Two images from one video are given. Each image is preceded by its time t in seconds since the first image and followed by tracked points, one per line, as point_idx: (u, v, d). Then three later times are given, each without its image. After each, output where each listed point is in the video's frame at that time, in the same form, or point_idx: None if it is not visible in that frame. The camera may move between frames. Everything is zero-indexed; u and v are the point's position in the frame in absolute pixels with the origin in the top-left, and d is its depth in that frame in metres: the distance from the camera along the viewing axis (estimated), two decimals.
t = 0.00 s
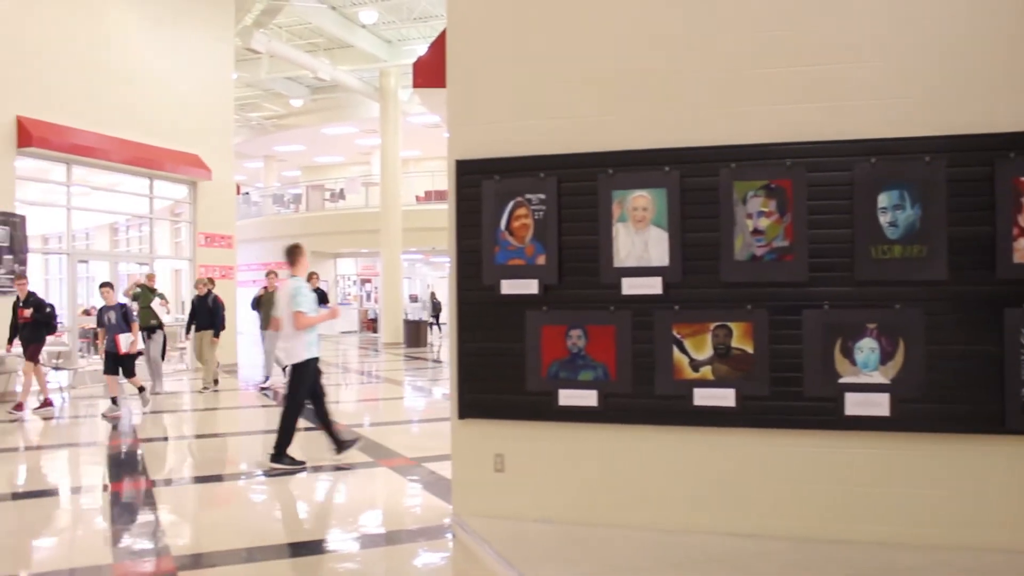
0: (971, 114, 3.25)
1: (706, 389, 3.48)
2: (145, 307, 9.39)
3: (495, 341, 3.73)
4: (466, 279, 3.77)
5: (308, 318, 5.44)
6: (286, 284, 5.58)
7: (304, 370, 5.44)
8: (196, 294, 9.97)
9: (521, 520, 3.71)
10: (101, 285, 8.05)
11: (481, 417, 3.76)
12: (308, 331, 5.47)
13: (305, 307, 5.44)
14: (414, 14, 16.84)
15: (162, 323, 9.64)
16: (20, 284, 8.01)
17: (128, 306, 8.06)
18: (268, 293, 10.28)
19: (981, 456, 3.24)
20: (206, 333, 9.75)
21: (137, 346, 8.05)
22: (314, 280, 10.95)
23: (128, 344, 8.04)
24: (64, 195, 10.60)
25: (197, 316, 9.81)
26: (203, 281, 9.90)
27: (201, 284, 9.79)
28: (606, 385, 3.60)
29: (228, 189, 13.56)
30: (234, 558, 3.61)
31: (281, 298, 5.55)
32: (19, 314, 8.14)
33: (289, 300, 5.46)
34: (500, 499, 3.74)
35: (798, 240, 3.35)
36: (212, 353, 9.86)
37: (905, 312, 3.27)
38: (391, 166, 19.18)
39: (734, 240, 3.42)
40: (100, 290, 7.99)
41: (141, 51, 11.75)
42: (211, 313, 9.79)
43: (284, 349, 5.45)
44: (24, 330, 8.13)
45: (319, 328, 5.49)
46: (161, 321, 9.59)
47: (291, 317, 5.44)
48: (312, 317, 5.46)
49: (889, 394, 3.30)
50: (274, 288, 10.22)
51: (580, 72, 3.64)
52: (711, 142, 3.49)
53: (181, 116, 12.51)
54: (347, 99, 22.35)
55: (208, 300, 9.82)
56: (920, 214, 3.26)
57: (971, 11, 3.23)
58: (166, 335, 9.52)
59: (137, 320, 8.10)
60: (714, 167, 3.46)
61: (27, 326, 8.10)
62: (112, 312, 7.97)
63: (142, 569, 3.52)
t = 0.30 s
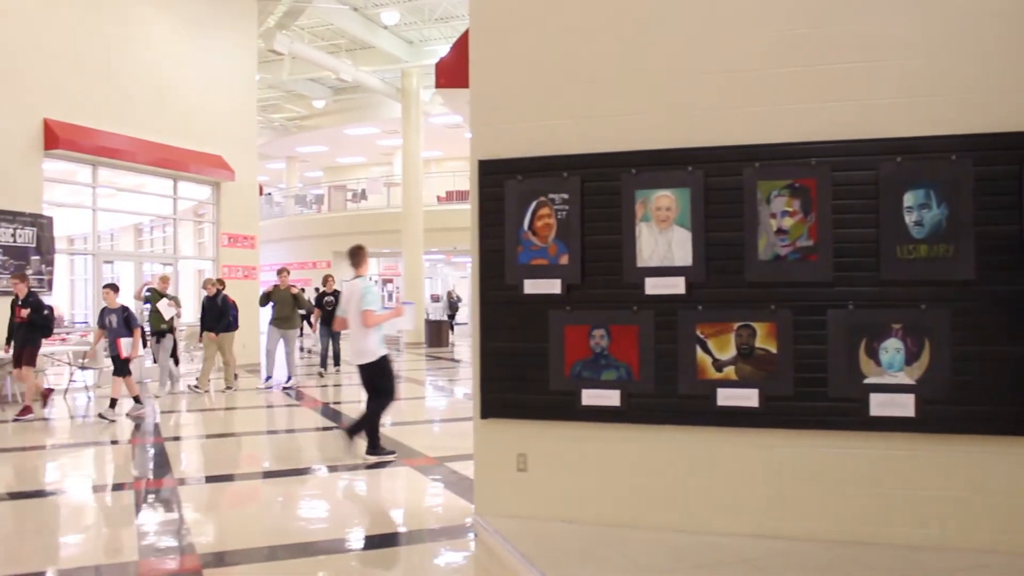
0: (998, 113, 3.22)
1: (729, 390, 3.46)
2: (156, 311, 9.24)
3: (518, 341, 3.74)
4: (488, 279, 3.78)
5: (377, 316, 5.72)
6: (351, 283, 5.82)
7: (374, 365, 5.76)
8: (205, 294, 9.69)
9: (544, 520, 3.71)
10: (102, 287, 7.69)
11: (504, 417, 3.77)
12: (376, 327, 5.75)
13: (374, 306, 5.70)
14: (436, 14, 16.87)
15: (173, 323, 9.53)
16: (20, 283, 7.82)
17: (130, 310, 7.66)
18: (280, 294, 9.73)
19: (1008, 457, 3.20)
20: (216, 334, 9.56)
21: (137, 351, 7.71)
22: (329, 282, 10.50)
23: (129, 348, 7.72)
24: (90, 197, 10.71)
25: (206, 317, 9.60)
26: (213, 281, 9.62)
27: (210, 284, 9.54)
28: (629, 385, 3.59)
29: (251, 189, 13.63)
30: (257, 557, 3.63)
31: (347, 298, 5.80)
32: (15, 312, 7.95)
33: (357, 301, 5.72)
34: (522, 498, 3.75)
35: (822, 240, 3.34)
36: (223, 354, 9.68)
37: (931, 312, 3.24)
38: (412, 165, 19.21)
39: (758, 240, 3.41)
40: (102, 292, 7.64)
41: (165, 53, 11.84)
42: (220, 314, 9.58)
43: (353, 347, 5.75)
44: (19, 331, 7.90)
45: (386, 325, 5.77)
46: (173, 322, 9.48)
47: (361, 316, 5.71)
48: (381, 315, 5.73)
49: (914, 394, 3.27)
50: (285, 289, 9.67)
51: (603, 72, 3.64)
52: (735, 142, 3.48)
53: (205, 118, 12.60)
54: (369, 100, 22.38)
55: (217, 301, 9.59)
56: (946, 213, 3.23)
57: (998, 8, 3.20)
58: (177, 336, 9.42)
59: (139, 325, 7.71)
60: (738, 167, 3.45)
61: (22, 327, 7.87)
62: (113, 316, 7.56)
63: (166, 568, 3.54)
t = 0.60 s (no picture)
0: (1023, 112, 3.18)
1: (751, 389, 3.45)
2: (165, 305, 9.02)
3: (538, 339, 3.75)
4: (509, 277, 3.79)
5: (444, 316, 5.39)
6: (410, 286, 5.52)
7: (440, 367, 5.41)
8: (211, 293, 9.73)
9: (564, 519, 3.71)
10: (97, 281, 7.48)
11: (524, 416, 3.78)
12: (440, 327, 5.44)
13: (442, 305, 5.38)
14: (457, 13, 16.89)
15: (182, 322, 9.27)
16: (10, 282, 7.67)
17: (126, 305, 7.52)
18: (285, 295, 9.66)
19: None
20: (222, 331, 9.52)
21: (131, 346, 7.61)
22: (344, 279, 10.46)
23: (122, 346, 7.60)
24: (113, 195, 10.80)
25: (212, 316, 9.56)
26: (217, 280, 9.64)
27: (213, 281, 9.54)
28: (650, 384, 3.59)
29: (273, 188, 13.71)
30: (277, 553, 3.65)
31: (408, 300, 5.49)
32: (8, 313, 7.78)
33: (421, 301, 5.42)
34: (543, 497, 3.76)
35: (845, 239, 3.32)
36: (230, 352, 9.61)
37: (955, 312, 3.21)
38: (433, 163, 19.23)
39: (780, 239, 3.40)
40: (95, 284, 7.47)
41: (188, 52, 11.93)
42: (225, 311, 9.54)
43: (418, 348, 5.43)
44: (12, 331, 7.77)
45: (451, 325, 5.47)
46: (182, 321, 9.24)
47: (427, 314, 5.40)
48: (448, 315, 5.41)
49: (937, 395, 3.25)
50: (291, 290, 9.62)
51: (625, 71, 3.64)
52: (757, 141, 3.47)
53: (227, 116, 12.68)
54: (390, 98, 22.43)
55: (222, 298, 9.57)
56: (970, 212, 3.20)
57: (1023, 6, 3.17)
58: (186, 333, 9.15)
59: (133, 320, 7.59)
60: (760, 166, 3.44)
61: (16, 326, 7.75)
62: (107, 308, 7.48)
63: (187, 563, 3.57)
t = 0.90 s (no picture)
0: None
1: (776, 393, 3.44)
2: (167, 311, 9.08)
3: (562, 342, 3.75)
4: (533, 280, 3.80)
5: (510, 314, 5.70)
6: (471, 286, 5.62)
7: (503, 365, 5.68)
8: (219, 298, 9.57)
9: (587, 522, 3.71)
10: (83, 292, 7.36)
11: (548, 419, 3.78)
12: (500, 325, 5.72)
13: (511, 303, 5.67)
14: (476, 16, 16.92)
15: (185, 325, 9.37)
16: None
17: (114, 314, 7.47)
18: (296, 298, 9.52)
19: None
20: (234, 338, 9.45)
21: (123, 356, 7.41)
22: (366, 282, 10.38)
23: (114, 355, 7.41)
24: (138, 200, 10.90)
25: (222, 321, 9.48)
26: (227, 286, 9.65)
27: (223, 286, 9.38)
28: (673, 387, 3.58)
29: (295, 192, 13.78)
30: (299, 556, 3.68)
31: (472, 300, 5.60)
32: None
33: (489, 302, 5.57)
34: (566, 500, 3.76)
35: (870, 241, 3.29)
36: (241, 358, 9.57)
37: (982, 314, 3.18)
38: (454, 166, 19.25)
39: (805, 242, 3.38)
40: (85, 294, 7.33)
41: (211, 57, 12.02)
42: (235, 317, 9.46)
43: (481, 347, 5.59)
44: (3, 332, 7.48)
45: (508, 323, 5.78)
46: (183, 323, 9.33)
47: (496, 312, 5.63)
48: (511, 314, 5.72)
49: (964, 398, 3.20)
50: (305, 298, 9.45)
51: (649, 73, 3.64)
52: (781, 143, 3.45)
53: (250, 121, 12.76)
54: (410, 102, 22.48)
55: (231, 303, 9.46)
56: (997, 214, 3.17)
57: None
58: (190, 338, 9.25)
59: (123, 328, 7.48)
60: (784, 168, 3.43)
61: (6, 327, 7.47)
62: (96, 319, 7.42)
63: (211, 565, 3.60)
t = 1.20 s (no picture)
0: None
1: (805, 396, 3.41)
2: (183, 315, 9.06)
3: (590, 346, 3.75)
4: (561, 283, 3.81)
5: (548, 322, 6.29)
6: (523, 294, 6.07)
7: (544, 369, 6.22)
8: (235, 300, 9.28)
9: (615, 527, 3.70)
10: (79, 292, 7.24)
11: (576, 423, 3.78)
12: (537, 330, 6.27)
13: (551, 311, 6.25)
14: (502, 21, 16.95)
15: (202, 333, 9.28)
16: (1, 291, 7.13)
17: (110, 313, 7.28)
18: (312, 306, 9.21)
19: None
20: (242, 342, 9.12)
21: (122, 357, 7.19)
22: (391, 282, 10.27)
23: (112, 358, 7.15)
24: (168, 205, 11.01)
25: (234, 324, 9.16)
26: (239, 285, 9.18)
27: (237, 287, 9.12)
28: (702, 391, 3.57)
29: (323, 196, 13.86)
30: (326, 559, 3.70)
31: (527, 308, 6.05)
32: None
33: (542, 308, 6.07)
34: (594, 504, 3.75)
35: (901, 244, 3.26)
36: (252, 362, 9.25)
37: (1016, 318, 3.12)
38: (480, 170, 19.26)
39: (835, 244, 3.35)
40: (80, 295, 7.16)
41: (239, 63, 12.12)
42: (246, 320, 9.11)
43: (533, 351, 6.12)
44: (1, 344, 7.14)
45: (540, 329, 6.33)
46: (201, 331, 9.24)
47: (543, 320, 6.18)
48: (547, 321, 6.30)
49: (997, 403, 3.15)
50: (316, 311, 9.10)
51: (678, 77, 3.64)
52: (811, 145, 3.43)
53: (278, 126, 12.86)
54: (437, 106, 22.56)
55: (244, 305, 9.14)
56: None
57: None
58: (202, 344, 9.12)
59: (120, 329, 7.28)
60: (814, 170, 3.41)
61: (6, 338, 7.14)
62: (92, 318, 7.22)
63: (238, 567, 3.62)
